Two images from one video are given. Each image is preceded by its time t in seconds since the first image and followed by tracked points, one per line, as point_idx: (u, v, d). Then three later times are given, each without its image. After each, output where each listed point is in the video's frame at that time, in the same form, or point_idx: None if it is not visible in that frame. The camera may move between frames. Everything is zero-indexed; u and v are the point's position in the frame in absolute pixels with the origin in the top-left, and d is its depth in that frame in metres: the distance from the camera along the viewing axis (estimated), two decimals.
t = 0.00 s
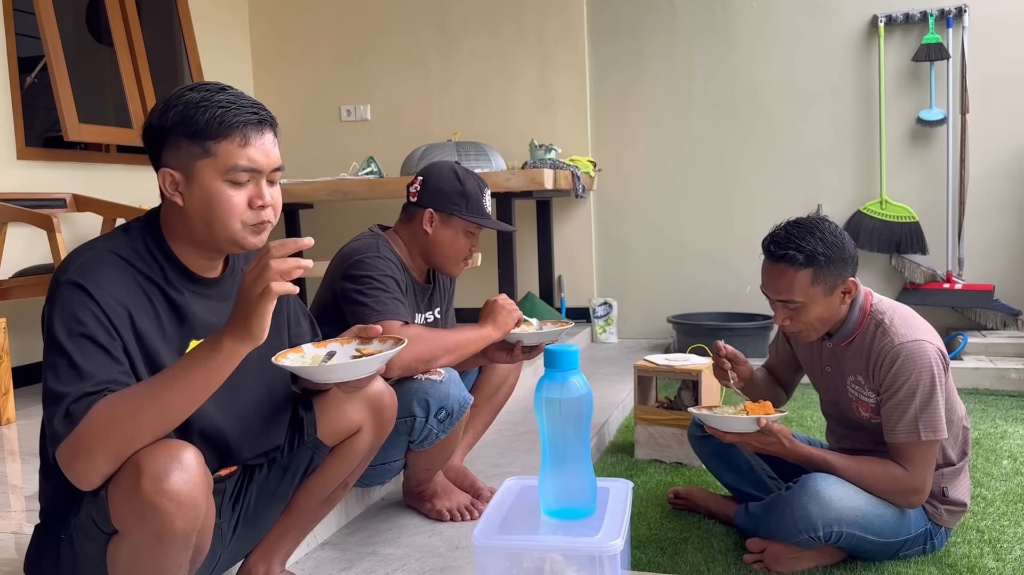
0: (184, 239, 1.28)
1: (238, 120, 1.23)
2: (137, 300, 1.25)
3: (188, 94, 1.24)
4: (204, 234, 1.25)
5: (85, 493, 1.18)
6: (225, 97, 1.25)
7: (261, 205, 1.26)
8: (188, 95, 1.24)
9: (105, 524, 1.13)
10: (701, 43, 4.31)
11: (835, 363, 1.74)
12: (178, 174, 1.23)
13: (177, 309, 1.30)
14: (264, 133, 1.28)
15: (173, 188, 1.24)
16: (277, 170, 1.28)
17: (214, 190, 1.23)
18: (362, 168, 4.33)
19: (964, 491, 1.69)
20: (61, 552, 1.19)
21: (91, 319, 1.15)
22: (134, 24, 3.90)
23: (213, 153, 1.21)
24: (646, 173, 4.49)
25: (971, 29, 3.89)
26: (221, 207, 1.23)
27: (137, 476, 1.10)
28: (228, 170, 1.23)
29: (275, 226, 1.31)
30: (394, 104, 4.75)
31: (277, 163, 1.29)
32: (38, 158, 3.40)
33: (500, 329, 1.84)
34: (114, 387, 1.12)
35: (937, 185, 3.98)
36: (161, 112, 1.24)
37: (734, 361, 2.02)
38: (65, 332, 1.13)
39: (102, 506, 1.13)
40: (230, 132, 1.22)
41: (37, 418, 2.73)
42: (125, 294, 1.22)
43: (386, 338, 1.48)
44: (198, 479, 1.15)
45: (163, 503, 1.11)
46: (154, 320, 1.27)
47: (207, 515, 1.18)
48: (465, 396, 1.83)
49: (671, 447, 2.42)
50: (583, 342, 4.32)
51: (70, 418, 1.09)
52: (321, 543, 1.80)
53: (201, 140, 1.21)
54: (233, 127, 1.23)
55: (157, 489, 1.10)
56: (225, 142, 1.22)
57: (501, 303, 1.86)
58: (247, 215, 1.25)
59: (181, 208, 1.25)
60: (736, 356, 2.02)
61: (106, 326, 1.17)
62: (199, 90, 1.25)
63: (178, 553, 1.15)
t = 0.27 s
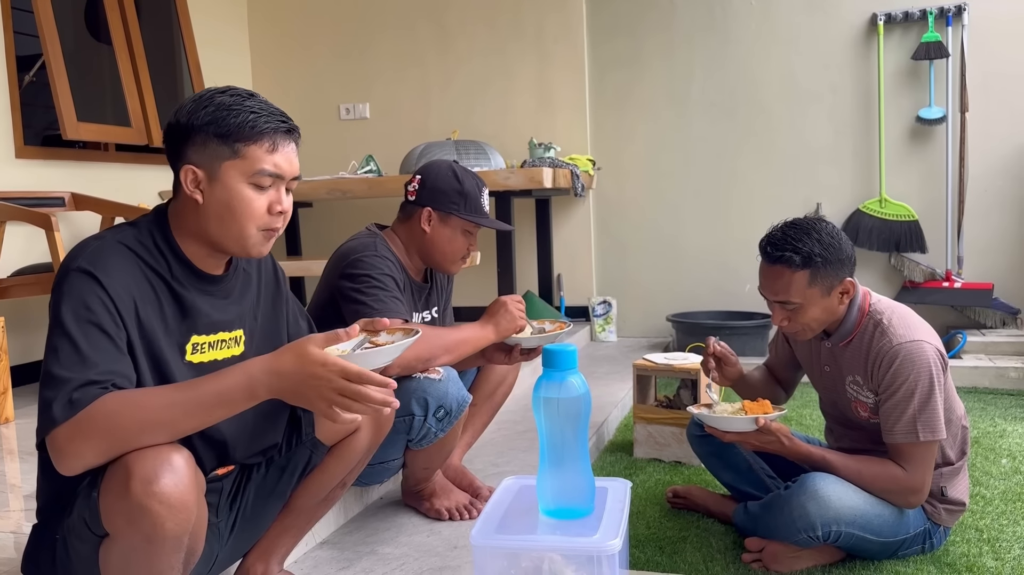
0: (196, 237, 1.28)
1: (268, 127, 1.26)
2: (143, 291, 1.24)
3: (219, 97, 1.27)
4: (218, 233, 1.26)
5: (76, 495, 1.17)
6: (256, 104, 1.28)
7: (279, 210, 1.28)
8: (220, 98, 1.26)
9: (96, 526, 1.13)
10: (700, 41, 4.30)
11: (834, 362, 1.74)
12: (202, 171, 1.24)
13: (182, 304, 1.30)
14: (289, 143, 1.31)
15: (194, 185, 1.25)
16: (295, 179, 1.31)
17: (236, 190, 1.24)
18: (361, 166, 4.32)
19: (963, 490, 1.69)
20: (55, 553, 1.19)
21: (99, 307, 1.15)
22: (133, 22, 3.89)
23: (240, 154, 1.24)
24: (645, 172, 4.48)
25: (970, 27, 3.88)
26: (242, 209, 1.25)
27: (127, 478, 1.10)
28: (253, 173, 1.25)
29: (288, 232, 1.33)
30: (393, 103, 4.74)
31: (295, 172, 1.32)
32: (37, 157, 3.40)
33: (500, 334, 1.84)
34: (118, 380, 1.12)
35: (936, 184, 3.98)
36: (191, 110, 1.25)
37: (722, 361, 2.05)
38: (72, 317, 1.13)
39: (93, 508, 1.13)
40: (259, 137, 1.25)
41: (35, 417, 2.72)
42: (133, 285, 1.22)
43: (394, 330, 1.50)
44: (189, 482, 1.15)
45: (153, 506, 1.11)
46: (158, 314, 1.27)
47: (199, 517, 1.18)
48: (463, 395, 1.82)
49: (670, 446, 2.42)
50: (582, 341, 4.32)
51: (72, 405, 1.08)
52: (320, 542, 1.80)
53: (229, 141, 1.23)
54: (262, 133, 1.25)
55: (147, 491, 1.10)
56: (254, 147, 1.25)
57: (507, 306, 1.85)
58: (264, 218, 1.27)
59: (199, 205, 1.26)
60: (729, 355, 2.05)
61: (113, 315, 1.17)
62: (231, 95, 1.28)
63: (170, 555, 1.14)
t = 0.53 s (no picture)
0: (208, 234, 1.27)
1: (292, 132, 1.27)
2: (150, 290, 1.24)
3: (245, 99, 1.28)
4: (232, 232, 1.26)
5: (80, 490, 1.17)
6: (280, 109, 1.29)
7: (293, 214, 1.28)
8: (246, 99, 1.27)
9: (99, 521, 1.13)
10: (700, 39, 4.30)
11: (834, 361, 1.73)
12: (222, 168, 1.24)
13: (189, 302, 1.29)
14: (309, 150, 1.32)
15: (211, 180, 1.24)
16: (311, 185, 1.32)
17: (255, 190, 1.24)
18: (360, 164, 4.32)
19: (963, 488, 1.69)
20: (55, 550, 1.18)
21: (109, 305, 1.15)
22: (131, 20, 3.88)
23: (263, 155, 1.24)
24: (645, 170, 4.48)
25: (970, 25, 3.88)
26: (258, 209, 1.25)
27: (131, 473, 1.10)
28: (274, 175, 1.25)
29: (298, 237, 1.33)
30: (393, 101, 4.74)
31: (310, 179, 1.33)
32: (35, 155, 3.40)
33: (500, 334, 1.82)
34: (126, 379, 1.13)
35: (936, 182, 3.98)
36: (217, 108, 1.26)
37: (733, 369, 2.04)
38: (82, 315, 1.12)
39: (96, 502, 1.12)
40: (283, 141, 1.26)
41: (34, 415, 2.72)
42: (141, 284, 1.22)
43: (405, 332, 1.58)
44: (192, 477, 1.14)
45: (156, 501, 1.10)
46: (165, 312, 1.26)
47: (201, 514, 1.18)
48: (462, 393, 1.82)
49: (669, 444, 2.42)
50: (581, 339, 4.32)
51: (80, 401, 1.08)
52: (319, 540, 1.80)
53: (253, 141, 1.24)
54: (286, 137, 1.27)
55: (150, 486, 1.10)
56: (276, 149, 1.25)
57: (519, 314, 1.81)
58: (278, 220, 1.27)
59: (215, 200, 1.25)
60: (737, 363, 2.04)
61: (122, 314, 1.17)
62: (256, 98, 1.29)
63: (172, 551, 1.14)
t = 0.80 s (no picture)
0: (216, 232, 1.27)
1: (302, 134, 1.28)
2: (153, 291, 1.23)
3: (257, 99, 1.28)
4: (240, 230, 1.25)
5: (78, 488, 1.17)
6: (291, 111, 1.30)
7: (300, 213, 1.28)
8: (258, 100, 1.28)
9: (97, 519, 1.13)
10: (699, 37, 4.29)
11: (833, 360, 1.73)
12: (233, 166, 1.23)
13: (192, 302, 1.29)
14: (318, 152, 1.33)
15: (222, 178, 1.24)
16: (317, 185, 1.33)
17: (265, 189, 1.24)
18: (360, 163, 4.32)
19: (961, 487, 1.69)
20: (54, 548, 1.18)
21: (112, 306, 1.15)
22: (130, 18, 3.88)
23: (274, 155, 1.24)
24: (644, 168, 4.48)
25: (970, 24, 3.87)
26: (267, 208, 1.25)
27: (130, 470, 1.10)
28: (283, 174, 1.25)
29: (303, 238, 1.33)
30: (392, 99, 4.73)
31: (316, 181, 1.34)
32: (34, 154, 3.39)
33: (495, 325, 1.82)
34: (128, 378, 1.13)
35: (935, 180, 3.98)
36: (229, 107, 1.26)
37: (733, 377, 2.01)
38: (84, 315, 1.12)
39: (95, 500, 1.12)
40: (294, 142, 1.27)
41: (33, 413, 2.72)
42: (144, 284, 1.22)
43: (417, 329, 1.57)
44: (192, 475, 1.14)
45: (155, 498, 1.10)
46: (168, 312, 1.26)
47: (200, 511, 1.17)
48: (462, 391, 1.82)
49: (669, 442, 2.42)
50: (580, 338, 4.32)
51: (81, 400, 1.07)
52: (318, 538, 1.80)
53: (265, 140, 1.24)
54: (297, 138, 1.27)
55: (149, 484, 1.10)
56: (287, 149, 1.26)
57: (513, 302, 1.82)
58: (286, 220, 1.27)
59: (225, 198, 1.24)
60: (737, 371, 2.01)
61: (124, 314, 1.16)
62: (268, 98, 1.29)
63: (172, 549, 1.14)
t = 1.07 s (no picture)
0: (214, 232, 1.27)
1: (301, 134, 1.28)
2: (152, 289, 1.23)
3: (257, 99, 1.28)
4: (238, 230, 1.25)
5: (77, 486, 1.17)
6: (289, 110, 1.30)
7: (299, 213, 1.28)
8: (258, 99, 1.28)
9: (96, 517, 1.13)
10: (698, 36, 4.30)
11: (832, 359, 1.74)
12: (231, 166, 1.23)
13: (191, 299, 1.29)
14: (317, 152, 1.33)
15: (221, 178, 1.24)
16: (316, 185, 1.32)
17: (264, 189, 1.24)
18: (359, 162, 4.32)
19: (960, 486, 1.69)
20: (53, 546, 1.18)
21: (111, 303, 1.15)
22: (130, 17, 3.88)
23: (273, 155, 1.24)
24: (644, 168, 4.48)
25: (969, 23, 3.88)
26: (266, 208, 1.25)
27: (128, 469, 1.10)
28: (282, 174, 1.25)
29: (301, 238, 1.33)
30: (391, 98, 4.73)
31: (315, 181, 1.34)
32: (33, 152, 3.39)
33: (495, 321, 1.82)
34: (127, 375, 1.13)
35: (935, 179, 3.98)
36: (228, 107, 1.26)
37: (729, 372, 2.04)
38: (84, 312, 1.12)
39: (93, 498, 1.12)
40: (292, 142, 1.27)
41: (32, 412, 2.72)
42: (143, 282, 1.22)
43: (411, 325, 1.58)
44: (190, 473, 1.14)
45: (153, 497, 1.10)
46: (166, 310, 1.26)
47: (199, 510, 1.17)
48: (461, 390, 1.82)
49: (667, 441, 2.42)
50: (579, 337, 4.32)
51: (81, 396, 1.07)
52: (317, 537, 1.80)
53: (264, 140, 1.24)
54: (296, 138, 1.27)
55: (147, 482, 1.10)
56: (286, 149, 1.26)
57: (509, 295, 1.81)
58: (285, 220, 1.27)
59: (224, 198, 1.24)
60: (732, 367, 2.04)
61: (123, 311, 1.16)
62: (267, 98, 1.30)
63: (170, 548, 1.14)
